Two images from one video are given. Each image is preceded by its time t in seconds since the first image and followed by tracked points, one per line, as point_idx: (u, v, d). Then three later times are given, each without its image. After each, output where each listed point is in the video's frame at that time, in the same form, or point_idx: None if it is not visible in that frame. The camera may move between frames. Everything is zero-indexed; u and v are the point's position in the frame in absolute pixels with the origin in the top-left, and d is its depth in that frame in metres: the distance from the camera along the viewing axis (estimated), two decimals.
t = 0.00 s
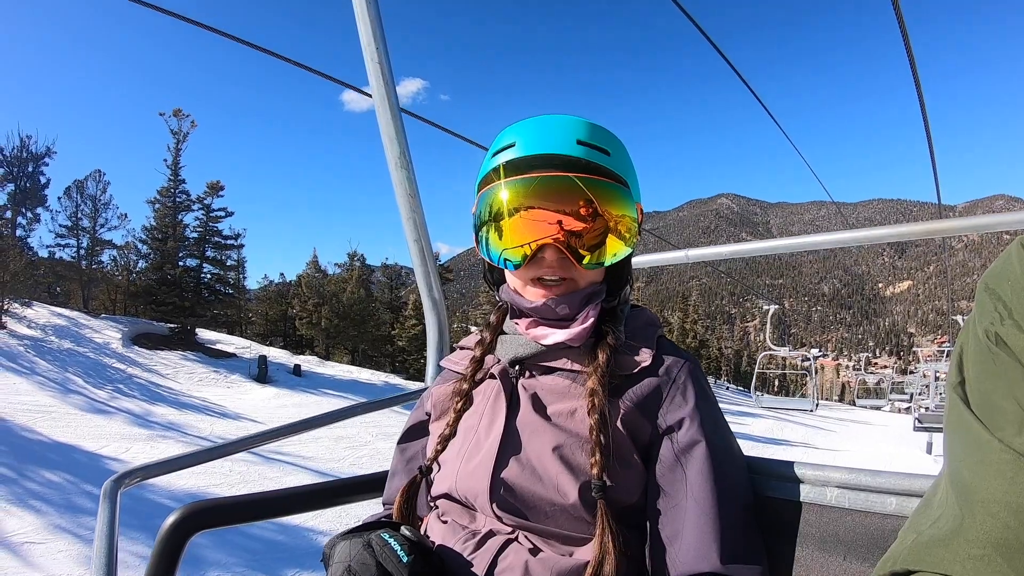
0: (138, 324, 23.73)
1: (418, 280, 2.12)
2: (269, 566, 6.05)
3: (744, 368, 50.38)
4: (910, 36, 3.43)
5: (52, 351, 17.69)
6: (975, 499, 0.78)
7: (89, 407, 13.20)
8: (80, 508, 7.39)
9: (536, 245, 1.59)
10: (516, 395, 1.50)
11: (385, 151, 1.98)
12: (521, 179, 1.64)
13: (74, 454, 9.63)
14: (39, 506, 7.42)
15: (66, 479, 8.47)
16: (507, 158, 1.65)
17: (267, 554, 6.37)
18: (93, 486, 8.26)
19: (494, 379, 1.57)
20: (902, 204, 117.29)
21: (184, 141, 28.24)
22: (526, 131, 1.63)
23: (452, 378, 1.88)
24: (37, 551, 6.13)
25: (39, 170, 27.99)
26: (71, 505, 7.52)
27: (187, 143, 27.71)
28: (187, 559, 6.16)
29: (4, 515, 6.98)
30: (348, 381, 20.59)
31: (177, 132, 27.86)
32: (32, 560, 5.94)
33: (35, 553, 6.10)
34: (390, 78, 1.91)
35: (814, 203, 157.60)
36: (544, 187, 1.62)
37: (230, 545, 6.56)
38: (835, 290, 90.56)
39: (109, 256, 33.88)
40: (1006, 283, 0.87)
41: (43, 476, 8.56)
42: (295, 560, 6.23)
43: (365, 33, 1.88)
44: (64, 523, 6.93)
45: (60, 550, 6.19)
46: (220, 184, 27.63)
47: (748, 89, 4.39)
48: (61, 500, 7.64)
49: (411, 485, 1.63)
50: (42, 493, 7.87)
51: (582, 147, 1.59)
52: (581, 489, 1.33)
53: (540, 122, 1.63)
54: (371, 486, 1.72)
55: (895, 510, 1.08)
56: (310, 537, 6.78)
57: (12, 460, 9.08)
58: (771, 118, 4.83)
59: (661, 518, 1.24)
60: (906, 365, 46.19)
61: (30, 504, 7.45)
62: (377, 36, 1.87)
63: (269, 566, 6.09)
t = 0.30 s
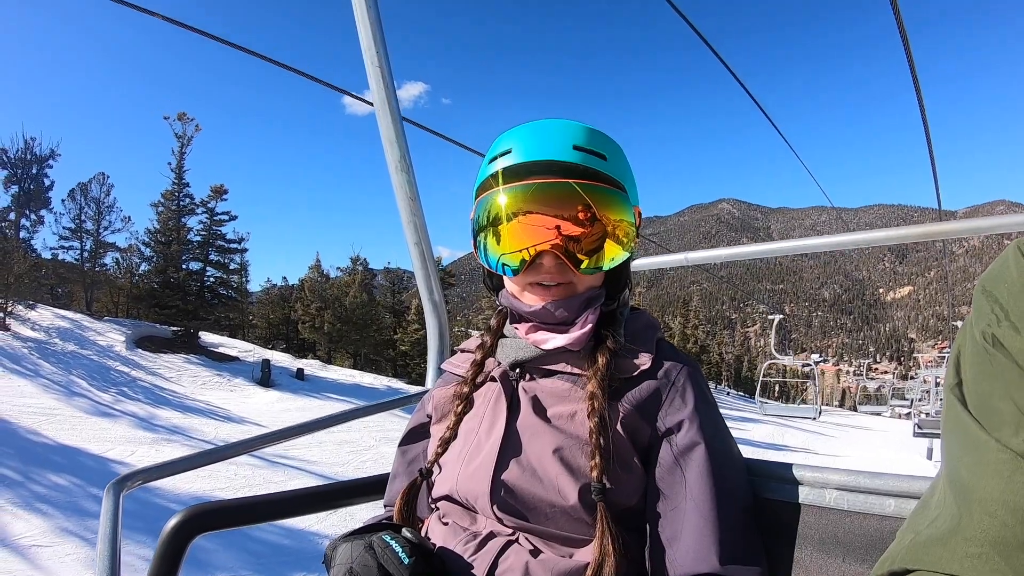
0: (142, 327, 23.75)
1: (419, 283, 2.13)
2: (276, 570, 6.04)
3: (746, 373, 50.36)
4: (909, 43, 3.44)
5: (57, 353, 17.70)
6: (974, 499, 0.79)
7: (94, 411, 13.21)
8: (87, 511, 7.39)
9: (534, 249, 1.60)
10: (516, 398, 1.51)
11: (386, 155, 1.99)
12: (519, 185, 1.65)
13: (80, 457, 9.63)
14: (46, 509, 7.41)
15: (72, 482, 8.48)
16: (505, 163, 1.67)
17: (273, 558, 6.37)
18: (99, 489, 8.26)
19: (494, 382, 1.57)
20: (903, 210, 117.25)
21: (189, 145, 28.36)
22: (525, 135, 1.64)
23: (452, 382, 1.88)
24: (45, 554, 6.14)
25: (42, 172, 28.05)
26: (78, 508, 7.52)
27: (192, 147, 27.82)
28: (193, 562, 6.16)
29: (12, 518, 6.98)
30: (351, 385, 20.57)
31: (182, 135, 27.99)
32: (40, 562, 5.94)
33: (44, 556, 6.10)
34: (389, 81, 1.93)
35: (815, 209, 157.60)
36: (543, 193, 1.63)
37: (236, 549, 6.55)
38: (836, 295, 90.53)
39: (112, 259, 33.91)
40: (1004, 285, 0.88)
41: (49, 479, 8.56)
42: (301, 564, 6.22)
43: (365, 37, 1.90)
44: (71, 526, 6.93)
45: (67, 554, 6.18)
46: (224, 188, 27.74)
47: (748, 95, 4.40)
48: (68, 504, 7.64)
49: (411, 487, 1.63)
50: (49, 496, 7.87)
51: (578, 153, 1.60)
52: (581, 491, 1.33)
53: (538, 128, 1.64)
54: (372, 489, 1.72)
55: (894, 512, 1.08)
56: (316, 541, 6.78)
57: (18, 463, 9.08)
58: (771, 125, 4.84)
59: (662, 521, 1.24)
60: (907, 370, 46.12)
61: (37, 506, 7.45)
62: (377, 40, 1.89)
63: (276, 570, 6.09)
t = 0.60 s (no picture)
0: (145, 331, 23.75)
1: (420, 285, 2.14)
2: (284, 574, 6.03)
3: (746, 378, 50.33)
4: (908, 46, 3.45)
5: (61, 356, 17.70)
6: (974, 497, 0.80)
7: (99, 413, 13.20)
8: (94, 514, 7.37)
9: (525, 248, 1.61)
10: (516, 398, 1.51)
11: (385, 157, 2.00)
12: (512, 185, 1.67)
13: (86, 460, 9.63)
14: (53, 511, 7.40)
15: (79, 485, 8.46)
16: (498, 164, 1.69)
17: (280, 561, 6.36)
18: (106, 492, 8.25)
19: (494, 383, 1.58)
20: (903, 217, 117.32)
21: (193, 149, 28.51)
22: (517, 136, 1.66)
23: (452, 382, 1.89)
24: (52, 557, 6.12)
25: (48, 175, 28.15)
26: (85, 511, 7.51)
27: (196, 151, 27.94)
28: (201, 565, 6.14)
29: (20, 520, 6.97)
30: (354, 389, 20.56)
31: (187, 139, 28.13)
32: (48, 566, 5.93)
33: (51, 559, 6.09)
34: (389, 84, 1.94)
35: (816, 215, 157.72)
36: (535, 192, 1.64)
37: (244, 552, 6.54)
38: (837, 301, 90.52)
39: (115, 261, 33.96)
40: (1003, 283, 0.89)
41: (56, 481, 8.55)
42: (309, 568, 6.21)
43: (364, 40, 1.91)
44: (79, 529, 6.91)
45: (76, 557, 6.18)
46: (228, 192, 27.87)
47: (748, 99, 4.41)
48: (75, 506, 7.63)
49: (413, 488, 1.63)
50: (56, 498, 7.85)
51: (562, 152, 1.62)
52: (582, 491, 1.33)
53: (531, 129, 1.66)
54: (374, 491, 1.72)
55: (896, 510, 1.08)
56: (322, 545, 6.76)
57: (23, 465, 9.05)
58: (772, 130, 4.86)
59: (665, 522, 1.24)
60: (908, 377, 46.10)
61: (44, 509, 7.44)
62: (377, 41, 1.90)
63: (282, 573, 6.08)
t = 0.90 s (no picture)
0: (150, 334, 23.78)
1: (421, 286, 2.15)
2: None
3: (749, 384, 50.22)
4: (910, 49, 3.46)
5: (67, 358, 17.72)
6: (975, 496, 0.80)
7: (106, 416, 13.21)
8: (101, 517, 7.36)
9: (516, 248, 1.63)
10: (518, 398, 1.51)
11: (386, 157, 2.02)
12: (506, 185, 1.68)
13: (94, 464, 9.63)
14: (61, 514, 7.39)
15: (87, 488, 8.45)
16: (493, 164, 1.71)
17: (289, 565, 6.35)
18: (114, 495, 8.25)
19: (495, 383, 1.59)
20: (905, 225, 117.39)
21: (200, 153, 28.68)
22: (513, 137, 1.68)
23: (453, 382, 1.90)
24: (62, 559, 6.12)
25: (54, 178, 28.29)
26: (93, 514, 7.51)
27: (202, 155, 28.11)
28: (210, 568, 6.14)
29: (29, 523, 6.97)
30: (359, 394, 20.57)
31: (194, 144, 28.31)
32: (58, 569, 5.92)
33: (61, 562, 6.09)
34: (389, 87, 1.96)
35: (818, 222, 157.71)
36: (529, 192, 1.65)
37: (252, 557, 6.52)
38: (838, 308, 90.45)
39: (120, 264, 34.02)
40: (1002, 281, 0.89)
41: (64, 484, 8.55)
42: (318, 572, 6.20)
43: (364, 41, 1.93)
44: (88, 532, 6.91)
45: (85, 560, 6.18)
46: (234, 197, 28.02)
47: (750, 103, 4.43)
48: (83, 509, 7.62)
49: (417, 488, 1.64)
50: (65, 501, 7.84)
51: (550, 152, 1.64)
52: (584, 491, 1.34)
53: (526, 129, 1.69)
54: (376, 491, 1.73)
55: (897, 509, 1.09)
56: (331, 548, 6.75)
57: (31, 467, 9.04)
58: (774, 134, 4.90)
59: (666, 522, 1.25)
60: (910, 384, 46.04)
61: (52, 512, 7.43)
62: (377, 43, 1.92)
63: None
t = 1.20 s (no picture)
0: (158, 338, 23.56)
1: (424, 290, 2.16)
2: None
3: (753, 391, 50.09)
4: (914, 58, 3.49)
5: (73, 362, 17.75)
6: (974, 501, 0.81)
7: (114, 420, 13.24)
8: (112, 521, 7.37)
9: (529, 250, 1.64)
10: (520, 401, 1.52)
11: (391, 161, 2.04)
12: (520, 186, 1.69)
13: (104, 468, 9.64)
14: (72, 518, 7.40)
15: (97, 492, 8.47)
16: (506, 167, 1.72)
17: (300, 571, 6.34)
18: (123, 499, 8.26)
19: (498, 386, 1.59)
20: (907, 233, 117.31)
21: (208, 158, 28.88)
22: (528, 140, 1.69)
23: (456, 386, 1.90)
24: (74, 564, 6.13)
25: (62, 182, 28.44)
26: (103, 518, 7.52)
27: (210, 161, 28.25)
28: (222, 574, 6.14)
29: (40, 527, 6.97)
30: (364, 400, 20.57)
31: (202, 149, 28.45)
32: (70, 574, 5.92)
33: (73, 566, 6.09)
34: (394, 91, 1.98)
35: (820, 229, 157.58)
36: (543, 194, 1.66)
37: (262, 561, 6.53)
38: (841, 315, 90.26)
39: (126, 267, 34.10)
40: (1005, 286, 0.89)
41: (74, 488, 8.55)
42: None
43: (370, 46, 1.94)
44: (99, 536, 6.92)
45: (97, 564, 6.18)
46: (241, 202, 28.20)
47: (753, 110, 4.45)
48: (93, 513, 7.63)
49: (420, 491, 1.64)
50: (76, 505, 7.85)
51: (570, 156, 1.65)
52: (586, 493, 1.35)
53: (541, 133, 1.70)
54: (378, 494, 1.73)
55: (900, 514, 1.08)
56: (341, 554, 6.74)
57: (40, 471, 9.05)
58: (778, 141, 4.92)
59: (668, 525, 1.25)
60: (913, 392, 45.96)
61: (63, 515, 7.44)
62: (382, 47, 1.94)
63: None
